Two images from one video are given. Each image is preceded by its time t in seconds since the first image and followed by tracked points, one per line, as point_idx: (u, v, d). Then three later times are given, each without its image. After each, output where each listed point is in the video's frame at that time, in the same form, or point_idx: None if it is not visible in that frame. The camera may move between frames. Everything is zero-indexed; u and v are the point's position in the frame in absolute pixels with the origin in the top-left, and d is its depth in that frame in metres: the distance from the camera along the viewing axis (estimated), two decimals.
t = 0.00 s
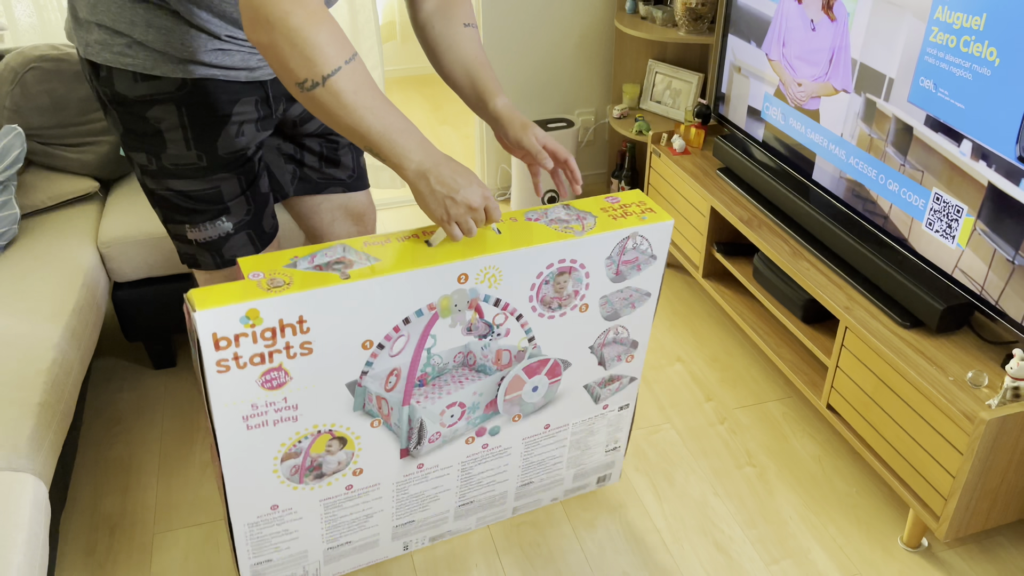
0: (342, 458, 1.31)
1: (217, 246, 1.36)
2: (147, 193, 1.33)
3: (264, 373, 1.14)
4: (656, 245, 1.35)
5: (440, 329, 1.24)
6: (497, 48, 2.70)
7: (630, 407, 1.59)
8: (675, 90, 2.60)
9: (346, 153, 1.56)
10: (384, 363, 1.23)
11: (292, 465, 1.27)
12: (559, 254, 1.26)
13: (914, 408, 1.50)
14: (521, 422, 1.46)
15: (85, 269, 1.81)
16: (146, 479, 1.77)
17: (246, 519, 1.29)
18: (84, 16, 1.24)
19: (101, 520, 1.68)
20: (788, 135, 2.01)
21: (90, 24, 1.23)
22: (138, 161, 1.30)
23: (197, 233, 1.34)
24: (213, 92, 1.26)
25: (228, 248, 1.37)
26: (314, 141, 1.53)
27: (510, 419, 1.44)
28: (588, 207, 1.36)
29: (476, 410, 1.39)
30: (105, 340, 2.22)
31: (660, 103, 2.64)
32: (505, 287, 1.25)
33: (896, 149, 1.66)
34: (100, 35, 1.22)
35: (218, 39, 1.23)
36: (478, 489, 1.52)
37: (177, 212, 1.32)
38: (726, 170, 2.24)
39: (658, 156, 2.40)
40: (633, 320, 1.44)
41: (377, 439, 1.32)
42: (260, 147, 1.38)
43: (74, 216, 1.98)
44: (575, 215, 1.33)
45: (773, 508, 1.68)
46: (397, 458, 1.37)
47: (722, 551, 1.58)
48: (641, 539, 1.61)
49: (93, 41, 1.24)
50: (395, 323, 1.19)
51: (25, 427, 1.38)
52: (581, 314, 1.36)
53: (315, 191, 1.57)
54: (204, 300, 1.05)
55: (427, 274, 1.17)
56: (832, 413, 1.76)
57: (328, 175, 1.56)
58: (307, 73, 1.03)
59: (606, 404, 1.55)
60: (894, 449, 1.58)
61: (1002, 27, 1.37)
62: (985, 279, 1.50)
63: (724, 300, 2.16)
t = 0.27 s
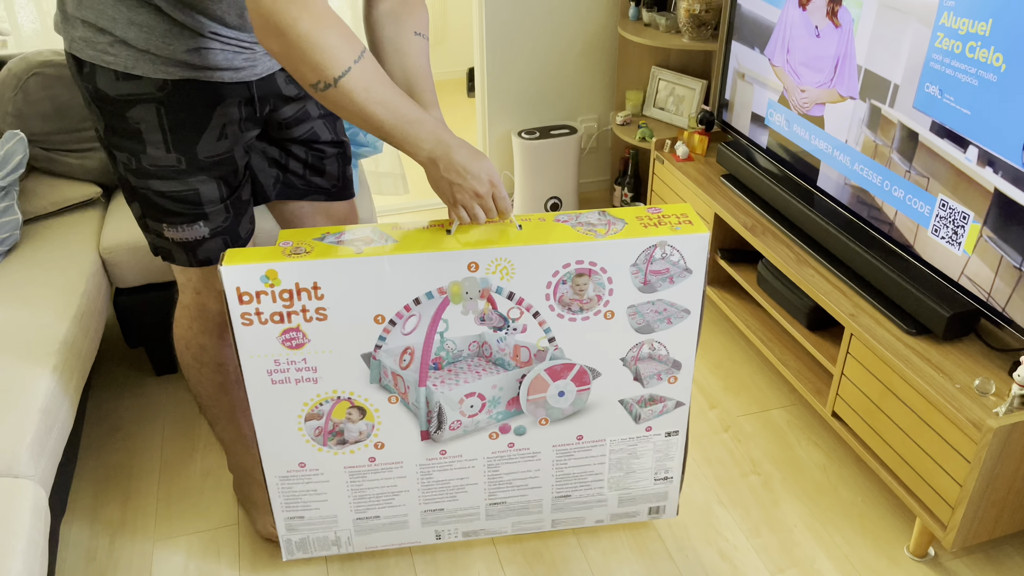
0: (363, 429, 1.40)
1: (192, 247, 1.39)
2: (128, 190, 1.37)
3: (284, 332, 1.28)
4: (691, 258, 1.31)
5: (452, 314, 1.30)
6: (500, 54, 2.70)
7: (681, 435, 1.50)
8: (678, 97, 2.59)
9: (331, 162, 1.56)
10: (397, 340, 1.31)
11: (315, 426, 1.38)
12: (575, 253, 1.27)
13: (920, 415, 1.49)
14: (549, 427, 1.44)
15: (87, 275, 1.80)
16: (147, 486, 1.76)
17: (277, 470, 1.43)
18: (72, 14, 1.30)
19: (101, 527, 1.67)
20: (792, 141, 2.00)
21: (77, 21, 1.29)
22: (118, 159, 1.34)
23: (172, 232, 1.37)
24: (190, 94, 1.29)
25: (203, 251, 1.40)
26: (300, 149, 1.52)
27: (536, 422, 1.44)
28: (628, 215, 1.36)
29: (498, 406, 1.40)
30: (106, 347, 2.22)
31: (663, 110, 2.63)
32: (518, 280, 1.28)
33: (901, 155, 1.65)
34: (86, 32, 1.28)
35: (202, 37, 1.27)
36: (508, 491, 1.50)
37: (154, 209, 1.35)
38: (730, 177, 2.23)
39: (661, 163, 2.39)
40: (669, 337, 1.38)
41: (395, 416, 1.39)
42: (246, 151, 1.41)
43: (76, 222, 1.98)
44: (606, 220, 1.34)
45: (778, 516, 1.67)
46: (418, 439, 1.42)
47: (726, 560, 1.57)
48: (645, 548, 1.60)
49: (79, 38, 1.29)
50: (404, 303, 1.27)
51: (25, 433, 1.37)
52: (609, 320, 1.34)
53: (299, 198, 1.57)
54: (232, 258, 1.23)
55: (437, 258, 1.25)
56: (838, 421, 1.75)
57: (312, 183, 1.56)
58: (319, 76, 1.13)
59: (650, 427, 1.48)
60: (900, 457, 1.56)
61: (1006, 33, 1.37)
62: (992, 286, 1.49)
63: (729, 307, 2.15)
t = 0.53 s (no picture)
0: (394, 421, 1.46)
1: (153, 269, 1.34)
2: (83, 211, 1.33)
3: (315, 328, 1.36)
4: (707, 265, 1.26)
5: (467, 316, 1.33)
6: (499, 61, 2.68)
7: (719, 449, 1.44)
8: (679, 103, 2.57)
9: (303, 172, 1.58)
10: (416, 338, 1.36)
11: (352, 416, 1.46)
12: (584, 259, 1.26)
13: (928, 426, 1.45)
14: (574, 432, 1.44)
15: (76, 285, 1.76)
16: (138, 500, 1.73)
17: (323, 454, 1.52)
18: (12, 30, 1.24)
19: (90, 541, 1.63)
20: (796, 147, 1.97)
21: (19, 36, 1.23)
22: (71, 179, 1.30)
23: (131, 253, 1.32)
24: (142, 109, 1.28)
25: (165, 273, 1.35)
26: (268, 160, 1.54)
27: (562, 427, 1.44)
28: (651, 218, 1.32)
29: (521, 407, 1.42)
30: (98, 358, 2.18)
31: (664, 117, 2.61)
32: (529, 284, 1.29)
33: (907, 161, 1.62)
34: (27, 48, 1.22)
35: (149, 51, 1.25)
36: (542, 493, 1.52)
37: (111, 231, 1.31)
38: (732, 183, 2.21)
39: (662, 170, 2.36)
40: (695, 347, 1.34)
41: (423, 410, 1.44)
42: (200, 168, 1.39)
43: (68, 230, 1.95)
44: (623, 225, 1.31)
45: (783, 530, 1.63)
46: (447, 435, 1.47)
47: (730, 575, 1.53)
48: (646, 563, 1.56)
49: (21, 54, 1.24)
50: (421, 303, 1.32)
51: (10, 446, 1.33)
52: (625, 327, 1.32)
53: (273, 208, 1.62)
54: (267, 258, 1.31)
55: (449, 262, 1.28)
56: (844, 432, 1.71)
57: (285, 193, 1.60)
58: (326, 94, 1.12)
59: (684, 438, 1.44)
60: (908, 469, 1.52)
61: (1016, 35, 1.33)
62: (1001, 294, 1.45)
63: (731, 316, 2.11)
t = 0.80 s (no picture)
0: (399, 422, 1.42)
1: (107, 292, 1.28)
2: (28, 235, 1.25)
3: (329, 317, 1.34)
4: (728, 280, 1.23)
5: (481, 316, 1.30)
6: (495, 69, 2.63)
7: (727, 479, 1.37)
8: (679, 110, 2.52)
9: (271, 166, 1.51)
10: (428, 336, 1.33)
11: (356, 414, 1.43)
12: (603, 264, 1.24)
13: (943, 442, 1.39)
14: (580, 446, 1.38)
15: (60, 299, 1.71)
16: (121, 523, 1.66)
17: (322, 454, 1.48)
18: None
19: (70, 567, 1.56)
20: (799, 153, 1.93)
21: None
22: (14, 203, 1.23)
23: (83, 276, 1.26)
24: (89, 127, 1.22)
25: (121, 295, 1.29)
26: (233, 162, 1.48)
27: (567, 441, 1.38)
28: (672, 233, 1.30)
29: (527, 416, 1.37)
30: (83, 375, 2.12)
31: (664, 124, 2.56)
32: (546, 287, 1.26)
33: (916, 166, 1.56)
34: None
35: (93, 69, 1.19)
36: (541, 511, 1.45)
37: (62, 254, 1.24)
38: (734, 191, 2.16)
39: (663, 178, 2.31)
40: (709, 366, 1.29)
41: (428, 413, 1.40)
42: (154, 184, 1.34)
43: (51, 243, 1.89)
44: (646, 236, 1.28)
45: (792, 550, 1.56)
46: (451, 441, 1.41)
47: None
48: None
49: None
50: (437, 298, 1.30)
51: None
52: (638, 339, 1.28)
53: (252, 210, 1.53)
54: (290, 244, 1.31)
55: (467, 260, 1.26)
56: (853, 448, 1.65)
57: (260, 191, 1.52)
58: (338, 118, 1.10)
59: (691, 464, 1.37)
60: (922, 487, 1.46)
61: None
62: (1017, 304, 1.40)
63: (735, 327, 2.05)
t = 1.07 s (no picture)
0: (390, 415, 1.34)
1: (65, 291, 1.21)
2: None
3: (326, 300, 1.28)
4: (732, 271, 1.18)
5: (483, 302, 1.24)
6: (487, 66, 2.56)
7: (724, 482, 1.30)
8: (677, 107, 2.45)
9: (227, 185, 1.42)
10: (428, 322, 1.26)
11: (346, 405, 1.34)
12: (609, 250, 1.19)
13: (963, 447, 1.32)
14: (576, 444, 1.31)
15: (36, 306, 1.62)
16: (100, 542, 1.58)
17: (306, 449, 1.38)
18: None
19: None
20: (803, 148, 1.86)
21: None
22: None
23: (39, 274, 1.19)
24: (47, 122, 1.15)
25: (79, 294, 1.22)
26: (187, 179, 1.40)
27: (564, 438, 1.31)
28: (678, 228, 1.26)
29: (524, 411, 1.29)
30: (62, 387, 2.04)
31: (661, 122, 2.49)
32: (551, 272, 1.21)
33: (928, 158, 1.49)
34: None
35: (52, 64, 1.13)
36: (532, 516, 1.36)
37: (16, 250, 1.18)
38: (736, 188, 2.09)
39: (661, 176, 2.24)
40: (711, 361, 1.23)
41: (423, 405, 1.32)
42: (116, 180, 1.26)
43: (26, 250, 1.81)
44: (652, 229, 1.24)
45: (804, 562, 1.49)
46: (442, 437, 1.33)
47: None
48: None
49: None
50: (439, 282, 1.23)
51: None
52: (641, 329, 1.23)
53: (201, 232, 1.44)
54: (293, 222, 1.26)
55: (472, 244, 1.21)
56: (866, 453, 1.58)
57: (213, 213, 1.43)
58: (331, 123, 1.03)
59: (688, 465, 1.30)
60: (940, 494, 1.39)
61: None
62: None
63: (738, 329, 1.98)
